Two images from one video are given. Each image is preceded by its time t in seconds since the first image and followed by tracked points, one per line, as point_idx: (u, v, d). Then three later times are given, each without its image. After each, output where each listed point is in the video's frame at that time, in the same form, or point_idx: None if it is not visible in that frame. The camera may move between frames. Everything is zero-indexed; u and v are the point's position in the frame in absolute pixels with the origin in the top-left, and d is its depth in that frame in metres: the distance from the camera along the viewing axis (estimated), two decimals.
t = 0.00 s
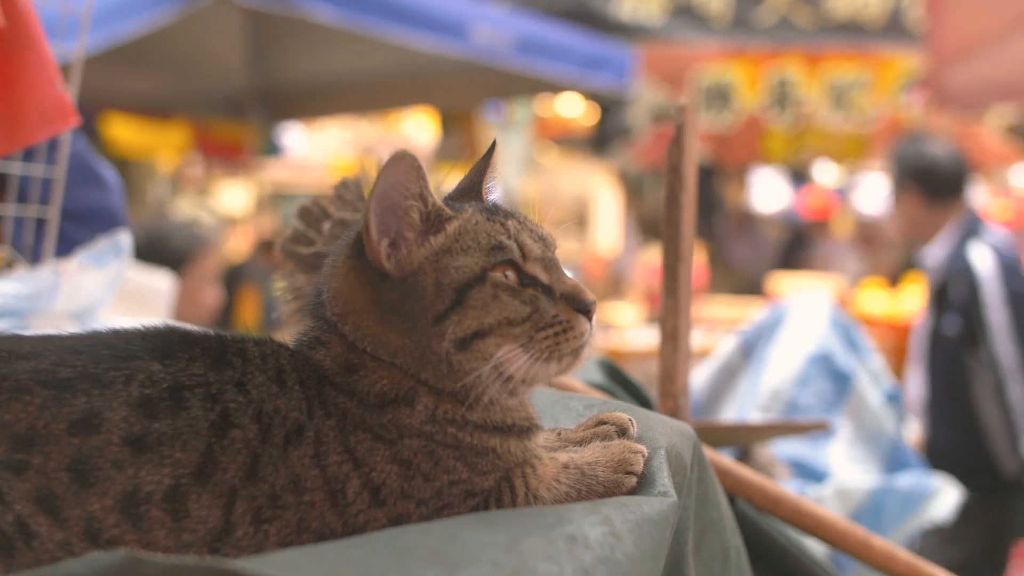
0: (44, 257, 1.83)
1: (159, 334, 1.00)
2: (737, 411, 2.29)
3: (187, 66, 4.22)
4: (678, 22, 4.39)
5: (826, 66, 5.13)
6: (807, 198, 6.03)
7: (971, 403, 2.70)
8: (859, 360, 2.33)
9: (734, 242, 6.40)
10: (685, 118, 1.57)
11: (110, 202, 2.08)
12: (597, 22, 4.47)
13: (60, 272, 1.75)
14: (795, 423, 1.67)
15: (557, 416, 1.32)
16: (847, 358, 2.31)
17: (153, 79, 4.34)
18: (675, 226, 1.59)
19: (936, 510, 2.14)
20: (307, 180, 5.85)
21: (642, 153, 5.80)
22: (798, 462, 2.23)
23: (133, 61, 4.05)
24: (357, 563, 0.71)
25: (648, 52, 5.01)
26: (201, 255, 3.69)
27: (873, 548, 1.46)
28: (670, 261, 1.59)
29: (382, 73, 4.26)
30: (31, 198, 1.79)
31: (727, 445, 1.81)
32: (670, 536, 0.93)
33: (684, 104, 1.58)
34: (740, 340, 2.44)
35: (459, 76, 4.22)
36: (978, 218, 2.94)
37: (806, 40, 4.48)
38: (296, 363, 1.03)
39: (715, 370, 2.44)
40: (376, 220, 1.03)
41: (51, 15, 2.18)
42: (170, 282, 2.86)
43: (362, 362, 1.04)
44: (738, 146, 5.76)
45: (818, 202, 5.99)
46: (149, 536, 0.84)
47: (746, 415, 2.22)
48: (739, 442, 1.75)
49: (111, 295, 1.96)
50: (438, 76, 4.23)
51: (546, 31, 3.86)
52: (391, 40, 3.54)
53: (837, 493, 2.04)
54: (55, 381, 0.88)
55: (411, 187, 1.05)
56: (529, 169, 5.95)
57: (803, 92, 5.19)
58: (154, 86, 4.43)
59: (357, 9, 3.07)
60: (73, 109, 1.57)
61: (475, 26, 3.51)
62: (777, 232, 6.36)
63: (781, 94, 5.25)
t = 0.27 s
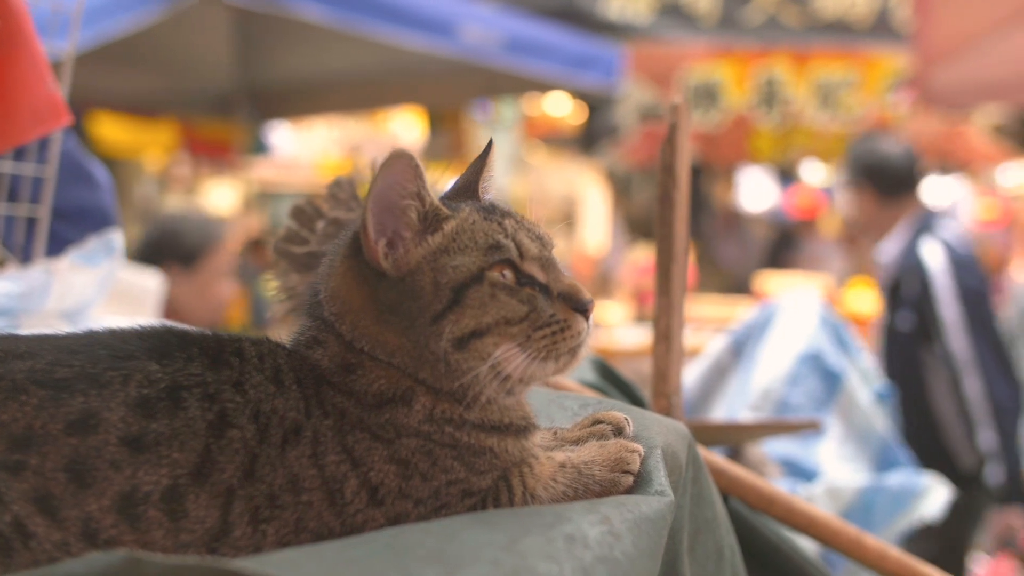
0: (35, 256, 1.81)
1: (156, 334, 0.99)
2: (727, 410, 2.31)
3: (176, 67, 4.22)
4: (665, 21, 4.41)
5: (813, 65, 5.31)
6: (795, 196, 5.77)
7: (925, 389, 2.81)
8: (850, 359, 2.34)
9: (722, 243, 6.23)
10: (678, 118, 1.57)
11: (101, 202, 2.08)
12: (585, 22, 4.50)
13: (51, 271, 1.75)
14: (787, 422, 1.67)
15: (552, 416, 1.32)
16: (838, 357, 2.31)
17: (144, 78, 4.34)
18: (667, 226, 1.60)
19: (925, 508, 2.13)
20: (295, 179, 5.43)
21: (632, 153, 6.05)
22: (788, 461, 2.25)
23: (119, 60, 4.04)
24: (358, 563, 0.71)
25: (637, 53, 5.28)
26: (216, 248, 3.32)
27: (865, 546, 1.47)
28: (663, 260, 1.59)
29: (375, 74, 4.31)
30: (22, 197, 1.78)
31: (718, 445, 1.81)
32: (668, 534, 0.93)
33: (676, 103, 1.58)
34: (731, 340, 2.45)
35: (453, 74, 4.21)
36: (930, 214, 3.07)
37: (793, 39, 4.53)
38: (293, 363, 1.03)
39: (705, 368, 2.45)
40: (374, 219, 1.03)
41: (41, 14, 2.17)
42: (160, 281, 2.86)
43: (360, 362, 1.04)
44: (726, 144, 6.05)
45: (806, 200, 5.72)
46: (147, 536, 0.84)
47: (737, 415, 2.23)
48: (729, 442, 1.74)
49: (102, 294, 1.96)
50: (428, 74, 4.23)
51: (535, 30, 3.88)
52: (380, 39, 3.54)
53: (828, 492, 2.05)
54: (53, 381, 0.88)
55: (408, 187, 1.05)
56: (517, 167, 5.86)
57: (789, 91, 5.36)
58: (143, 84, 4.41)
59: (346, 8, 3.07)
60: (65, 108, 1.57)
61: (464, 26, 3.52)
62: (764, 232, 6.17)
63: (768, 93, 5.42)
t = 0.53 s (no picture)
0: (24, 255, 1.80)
1: (151, 334, 0.99)
2: (716, 409, 2.31)
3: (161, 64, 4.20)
4: (651, 21, 4.39)
5: (799, 65, 5.23)
6: (778, 195, 6.21)
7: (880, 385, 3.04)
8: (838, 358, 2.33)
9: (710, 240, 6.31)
10: (669, 117, 1.56)
11: (90, 200, 2.05)
12: (572, 20, 4.55)
13: (41, 269, 1.75)
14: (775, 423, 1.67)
15: (546, 416, 1.32)
16: (826, 356, 2.30)
17: (130, 76, 4.30)
18: (659, 226, 1.59)
19: (914, 507, 2.10)
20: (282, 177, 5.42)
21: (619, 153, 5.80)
22: (777, 459, 2.26)
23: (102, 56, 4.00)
24: (355, 562, 0.71)
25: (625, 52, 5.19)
26: (231, 242, 3.14)
27: (856, 545, 1.47)
28: (654, 259, 1.59)
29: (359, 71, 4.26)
30: (10, 195, 1.76)
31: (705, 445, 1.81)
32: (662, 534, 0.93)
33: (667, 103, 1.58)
34: (720, 340, 2.46)
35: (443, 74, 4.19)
36: (881, 215, 3.26)
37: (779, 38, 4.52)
38: (288, 363, 1.02)
39: (694, 368, 2.48)
40: (369, 219, 1.03)
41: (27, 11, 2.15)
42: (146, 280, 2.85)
43: (355, 362, 1.04)
44: (712, 144, 5.91)
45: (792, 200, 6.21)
46: (142, 537, 0.84)
47: (726, 414, 2.24)
48: (718, 441, 1.74)
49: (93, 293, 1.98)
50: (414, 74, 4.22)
51: (521, 30, 3.89)
52: (367, 38, 3.54)
53: (817, 490, 2.08)
54: (47, 381, 0.88)
55: (403, 186, 1.05)
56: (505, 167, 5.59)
57: (776, 91, 5.24)
58: (127, 79, 4.37)
59: (330, 6, 3.07)
60: (55, 106, 1.56)
61: (450, 25, 3.51)
62: (750, 231, 6.52)
63: (755, 92, 5.30)
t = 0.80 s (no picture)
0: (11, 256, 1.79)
1: (144, 334, 0.98)
2: (705, 408, 2.34)
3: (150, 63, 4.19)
4: (640, 21, 4.73)
5: (786, 64, 5.58)
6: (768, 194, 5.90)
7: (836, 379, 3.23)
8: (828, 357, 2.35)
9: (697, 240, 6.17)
10: (660, 117, 1.57)
11: (79, 199, 2.03)
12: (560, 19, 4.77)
13: (30, 270, 1.80)
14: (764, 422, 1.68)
15: (539, 415, 1.31)
16: (815, 355, 2.31)
17: (120, 75, 4.29)
18: (650, 225, 1.60)
19: (903, 506, 2.13)
20: (268, 176, 5.39)
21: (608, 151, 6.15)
22: (767, 458, 2.24)
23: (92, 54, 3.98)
24: (350, 563, 0.71)
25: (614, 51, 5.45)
26: (242, 238, 2.97)
27: (846, 543, 1.48)
28: (645, 258, 1.60)
29: (350, 67, 4.22)
30: None
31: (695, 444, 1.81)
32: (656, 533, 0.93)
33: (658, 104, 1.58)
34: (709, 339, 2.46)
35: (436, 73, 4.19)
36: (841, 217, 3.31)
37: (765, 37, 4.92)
38: (282, 362, 1.02)
39: (683, 368, 2.47)
40: (363, 219, 1.03)
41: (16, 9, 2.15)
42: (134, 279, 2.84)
43: (349, 361, 1.04)
44: (700, 145, 6.14)
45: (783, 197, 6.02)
46: (137, 537, 0.84)
47: (715, 413, 2.26)
48: (708, 440, 1.74)
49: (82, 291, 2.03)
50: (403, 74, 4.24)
51: (509, 29, 3.89)
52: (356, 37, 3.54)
53: (807, 489, 2.11)
54: (41, 381, 0.87)
55: (397, 186, 1.05)
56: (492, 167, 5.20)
57: (763, 90, 5.62)
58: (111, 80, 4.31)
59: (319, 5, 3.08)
60: (44, 105, 1.55)
61: (439, 23, 3.51)
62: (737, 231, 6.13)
63: (743, 91, 5.68)
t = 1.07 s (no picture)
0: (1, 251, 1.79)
1: (138, 332, 0.98)
2: (695, 407, 2.31)
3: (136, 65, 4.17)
4: (625, 19, 4.80)
5: (773, 63, 5.87)
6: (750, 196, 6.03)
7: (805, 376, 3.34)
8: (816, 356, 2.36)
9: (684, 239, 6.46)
10: (652, 115, 1.57)
11: (68, 198, 2.05)
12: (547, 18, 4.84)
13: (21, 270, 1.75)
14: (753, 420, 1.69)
15: (531, 413, 1.32)
16: (804, 354, 2.33)
17: (106, 75, 4.26)
18: (642, 224, 1.60)
19: (893, 505, 2.14)
20: (258, 173, 4.89)
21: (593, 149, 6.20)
22: (756, 456, 2.26)
23: (77, 53, 3.96)
24: (347, 562, 0.71)
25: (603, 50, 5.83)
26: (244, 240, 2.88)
27: (838, 542, 1.48)
28: (637, 256, 1.60)
29: (339, 70, 4.26)
30: None
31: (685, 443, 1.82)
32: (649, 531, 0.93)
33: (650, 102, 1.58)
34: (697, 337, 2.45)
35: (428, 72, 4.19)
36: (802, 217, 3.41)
37: (753, 36, 4.92)
38: (277, 361, 1.02)
39: (673, 364, 2.45)
40: (357, 217, 1.03)
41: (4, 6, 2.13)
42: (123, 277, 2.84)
43: (343, 359, 1.03)
44: (688, 143, 6.13)
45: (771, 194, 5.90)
46: (132, 536, 0.83)
47: (705, 411, 2.24)
48: (699, 439, 1.75)
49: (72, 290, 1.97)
50: (392, 73, 4.24)
51: (496, 28, 3.89)
52: (343, 35, 3.53)
53: (796, 487, 2.13)
54: (34, 379, 0.87)
55: (391, 184, 1.04)
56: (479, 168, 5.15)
57: (750, 88, 5.87)
58: (94, 79, 4.27)
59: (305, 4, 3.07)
60: (34, 103, 1.54)
61: (426, 22, 3.51)
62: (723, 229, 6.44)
63: (729, 90, 5.94)
